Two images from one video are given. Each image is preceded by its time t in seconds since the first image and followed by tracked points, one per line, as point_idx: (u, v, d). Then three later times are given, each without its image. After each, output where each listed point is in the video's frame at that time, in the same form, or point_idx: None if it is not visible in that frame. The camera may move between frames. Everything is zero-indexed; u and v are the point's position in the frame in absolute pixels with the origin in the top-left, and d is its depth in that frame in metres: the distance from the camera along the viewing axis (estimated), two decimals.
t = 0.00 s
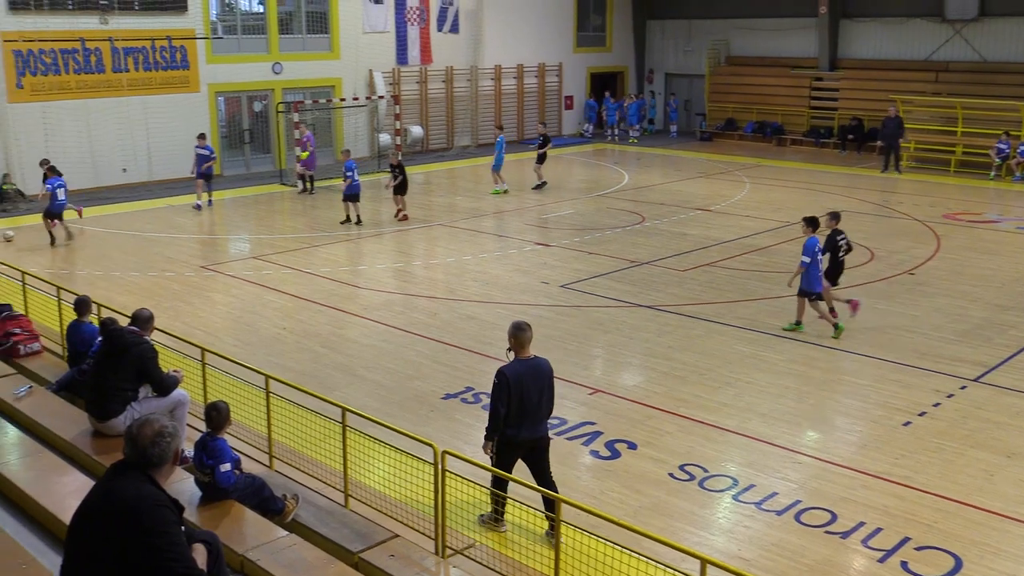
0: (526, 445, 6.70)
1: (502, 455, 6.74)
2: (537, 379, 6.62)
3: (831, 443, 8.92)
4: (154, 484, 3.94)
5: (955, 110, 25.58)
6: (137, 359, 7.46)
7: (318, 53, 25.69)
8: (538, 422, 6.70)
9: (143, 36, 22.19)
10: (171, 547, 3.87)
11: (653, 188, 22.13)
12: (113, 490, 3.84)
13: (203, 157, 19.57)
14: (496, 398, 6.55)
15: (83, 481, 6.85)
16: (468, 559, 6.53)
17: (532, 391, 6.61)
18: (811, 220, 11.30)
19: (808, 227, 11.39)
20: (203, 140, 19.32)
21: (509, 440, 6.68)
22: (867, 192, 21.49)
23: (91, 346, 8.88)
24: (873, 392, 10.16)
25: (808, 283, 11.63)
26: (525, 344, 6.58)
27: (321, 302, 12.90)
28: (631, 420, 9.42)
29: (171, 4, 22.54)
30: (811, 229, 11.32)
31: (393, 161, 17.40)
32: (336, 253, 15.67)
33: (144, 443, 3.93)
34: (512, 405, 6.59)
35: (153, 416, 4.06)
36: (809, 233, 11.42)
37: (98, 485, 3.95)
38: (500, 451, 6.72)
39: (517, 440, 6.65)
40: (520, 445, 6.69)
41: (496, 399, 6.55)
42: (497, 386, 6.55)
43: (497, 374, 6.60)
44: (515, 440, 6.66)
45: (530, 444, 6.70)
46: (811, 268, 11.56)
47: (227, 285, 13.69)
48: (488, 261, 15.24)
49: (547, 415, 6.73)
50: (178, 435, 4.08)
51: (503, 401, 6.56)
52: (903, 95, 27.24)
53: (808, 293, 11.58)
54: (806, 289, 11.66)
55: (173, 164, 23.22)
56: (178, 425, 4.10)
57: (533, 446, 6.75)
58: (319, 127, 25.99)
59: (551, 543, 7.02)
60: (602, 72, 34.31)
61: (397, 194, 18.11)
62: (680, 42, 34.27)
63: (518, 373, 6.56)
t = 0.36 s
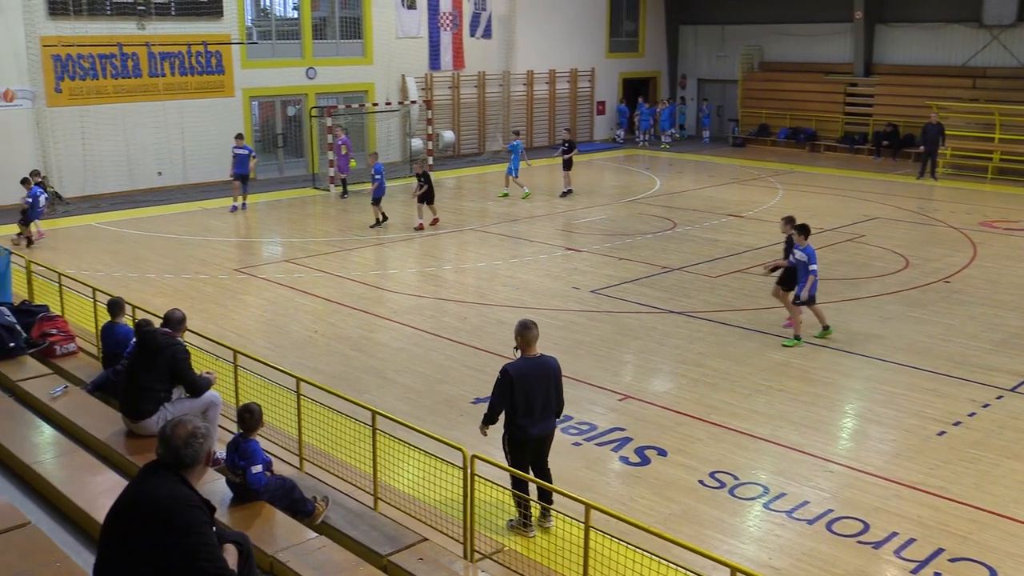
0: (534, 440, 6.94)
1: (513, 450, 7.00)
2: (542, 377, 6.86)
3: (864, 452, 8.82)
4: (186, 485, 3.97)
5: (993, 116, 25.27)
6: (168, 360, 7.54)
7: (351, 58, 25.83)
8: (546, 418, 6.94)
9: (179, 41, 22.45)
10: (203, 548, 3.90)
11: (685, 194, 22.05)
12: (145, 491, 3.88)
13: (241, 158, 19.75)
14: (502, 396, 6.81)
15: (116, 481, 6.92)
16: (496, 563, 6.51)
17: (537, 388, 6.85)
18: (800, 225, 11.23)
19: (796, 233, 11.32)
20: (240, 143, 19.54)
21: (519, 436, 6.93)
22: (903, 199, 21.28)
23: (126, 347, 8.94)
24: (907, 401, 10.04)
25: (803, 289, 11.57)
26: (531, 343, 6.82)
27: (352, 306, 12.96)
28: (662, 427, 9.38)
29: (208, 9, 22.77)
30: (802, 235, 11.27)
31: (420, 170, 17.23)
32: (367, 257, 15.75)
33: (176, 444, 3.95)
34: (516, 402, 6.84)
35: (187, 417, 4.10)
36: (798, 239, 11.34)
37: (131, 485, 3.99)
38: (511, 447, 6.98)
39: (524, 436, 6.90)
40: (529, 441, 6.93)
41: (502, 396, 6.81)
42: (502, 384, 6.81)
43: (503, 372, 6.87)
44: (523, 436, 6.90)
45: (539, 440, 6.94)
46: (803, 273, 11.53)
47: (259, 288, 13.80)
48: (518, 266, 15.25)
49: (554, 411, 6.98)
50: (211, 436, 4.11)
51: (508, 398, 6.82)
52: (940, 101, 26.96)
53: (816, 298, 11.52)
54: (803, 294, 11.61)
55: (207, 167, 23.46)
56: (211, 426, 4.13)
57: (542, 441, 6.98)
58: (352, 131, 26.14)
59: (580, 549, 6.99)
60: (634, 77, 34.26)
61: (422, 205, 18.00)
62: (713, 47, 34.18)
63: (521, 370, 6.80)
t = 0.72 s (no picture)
0: (543, 443, 6.96)
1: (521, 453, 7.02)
2: (552, 378, 6.89)
3: (888, 463, 8.74)
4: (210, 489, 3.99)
5: (1021, 124, 24.99)
6: (192, 365, 7.55)
7: (374, 64, 25.91)
8: (555, 420, 6.97)
9: (205, 48, 22.61)
10: (225, 552, 3.91)
11: (708, 202, 21.98)
12: (169, 495, 3.89)
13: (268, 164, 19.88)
14: (512, 397, 6.83)
15: (140, 485, 6.94)
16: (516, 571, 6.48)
17: (547, 390, 6.88)
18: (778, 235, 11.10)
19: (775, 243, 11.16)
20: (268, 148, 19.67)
21: (528, 439, 6.94)
22: (929, 207, 21.11)
23: (150, 352, 8.97)
24: (932, 411, 9.94)
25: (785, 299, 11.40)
26: (542, 346, 6.82)
27: (374, 312, 13.00)
28: (684, 435, 9.33)
29: (233, 16, 22.92)
30: (782, 245, 11.14)
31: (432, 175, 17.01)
32: (390, 263, 15.80)
33: (200, 448, 3.97)
34: (527, 404, 6.85)
35: (210, 421, 4.10)
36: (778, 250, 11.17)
37: (154, 489, 4.01)
38: (520, 449, 7.00)
39: (534, 438, 6.91)
40: (539, 442, 6.95)
41: (512, 398, 6.83)
42: (512, 386, 6.83)
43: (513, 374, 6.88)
44: (532, 438, 6.92)
45: (547, 442, 6.97)
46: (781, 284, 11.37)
47: (282, 293, 13.86)
48: (540, 273, 15.25)
49: (562, 412, 7.01)
50: (233, 440, 4.12)
51: (519, 400, 6.84)
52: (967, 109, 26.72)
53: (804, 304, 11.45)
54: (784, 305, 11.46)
55: (231, 173, 23.62)
56: (233, 430, 4.14)
57: (550, 443, 7.01)
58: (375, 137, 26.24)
59: (601, 558, 6.95)
60: (658, 84, 34.18)
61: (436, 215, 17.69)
62: (737, 54, 34.07)
63: (533, 373, 6.82)
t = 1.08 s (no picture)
0: (557, 452, 7.03)
1: (533, 463, 7.05)
2: (570, 389, 6.97)
3: (919, 486, 8.62)
4: (237, 504, 4.04)
5: None
6: (220, 381, 7.45)
7: (404, 84, 26.08)
8: (568, 430, 7.05)
9: (237, 67, 22.89)
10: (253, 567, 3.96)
11: (736, 221, 21.92)
12: (197, 510, 3.95)
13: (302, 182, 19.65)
14: (533, 406, 6.88)
15: (168, 500, 6.94)
16: None
17: (566, 400, 6.96)
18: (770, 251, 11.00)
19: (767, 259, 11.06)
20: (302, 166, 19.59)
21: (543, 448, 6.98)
22: (960, 228, 20.93)
23: (180, 367, 8.91)
24: (964, 434, 9.81)
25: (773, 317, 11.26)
26: (560, 356, 6.91)
27: (401, 330, 13.04)
28: (711, 456, 9.25)
29: (265, 36, 23.19)
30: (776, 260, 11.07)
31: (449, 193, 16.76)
32: (417, 281, 15.85)
33: (228, 464, 4.03)
34: (547, 413, 6.92)
35: (238, 438, 4.17)
36: (771, 267, 11.05)
37: (182, 505, 4.07)
38: (532, 458, 7.02)
39: (550, 448, 6.96)
40: (553, 452, 7.01)
41: (533, 407, 6.88)
42: (533, 395, 6.87)
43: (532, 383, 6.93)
44: (548, 447, 6.97)
45: (560, 451, 7.03)
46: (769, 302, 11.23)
47: (311, 310, 13.94)
48: (567, 291, 15.25)
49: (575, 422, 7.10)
50: (261, 457, 4.18)
51: (539, 409, 6.88)
52: (1000, 130, 26.47)
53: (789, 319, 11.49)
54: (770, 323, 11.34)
55: (261, 191, 23.84)
56: (261, 446, 4.21)
57: (562, 453, 7.09)
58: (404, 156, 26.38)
59: None
60: (686, 103, 34.13)
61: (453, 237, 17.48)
62: (766, 73, 34.00)
63: (555, 382, 6.90)
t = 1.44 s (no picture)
0: (563, 457, 7.02)
1: (540, 467, 7.05)
2: (574, 394, 6.94)
3: (946, 500, 8.52)
4: (261, 511, 4.07)
5: None
6: (246, 387, 7.44)
7: (429, 93, 26.19)
8: (575, 435, 7.02)
9: (264, 77, 23.07)
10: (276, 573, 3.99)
11: (761, 232, 21.83)
12: (222, 516, 3.99)
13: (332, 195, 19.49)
14: (535, 410, 6.88)
15: (192, 506, 6.97)
16: None
17: (570, 406, 6.93)
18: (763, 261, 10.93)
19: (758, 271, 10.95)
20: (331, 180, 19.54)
21: (546, 453, 6.99)
22: (989, 239, 20.73)
23: (204, 374, 8.92)
24: (992, 448, 9.69)
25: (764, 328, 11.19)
26: (563, 362, 6.91)
27: (425, 338, 13.07)
28: (735, 467, 9.18)
29: (292, 46, 23.35)
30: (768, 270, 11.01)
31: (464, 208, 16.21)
32: (441, 290, 15.89)
33: (253, 471, 4.05)
34: (550, 418, 6.91)
35: (263, 444, 4.18)
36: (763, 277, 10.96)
37: (207, 509, 4.11)
38: (538, 462, 7.03)
39: (553, 452, 6.97)
40: (559, 457, 7.00)
41: (536, 412, 6.89)
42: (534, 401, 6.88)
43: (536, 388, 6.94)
44: (553, 451, 6.97)
45: (567, 455, 7.02)
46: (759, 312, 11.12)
47: (335, 318, 14.01)
48: (591, 301, 15.24)
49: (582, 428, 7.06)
50: (285, 463, 4.20)
51: (542, 414, 6.88)
52: None
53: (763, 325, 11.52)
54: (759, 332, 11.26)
55: (286, 199, 23.99)
56: (286, 453, 4.22)
57: (571, 458, 7.06)
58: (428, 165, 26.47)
59: None
60: (711, 113, 34.04)
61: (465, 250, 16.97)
62: (792, 83, 33.87)
63: (557, 389, 6.88)
